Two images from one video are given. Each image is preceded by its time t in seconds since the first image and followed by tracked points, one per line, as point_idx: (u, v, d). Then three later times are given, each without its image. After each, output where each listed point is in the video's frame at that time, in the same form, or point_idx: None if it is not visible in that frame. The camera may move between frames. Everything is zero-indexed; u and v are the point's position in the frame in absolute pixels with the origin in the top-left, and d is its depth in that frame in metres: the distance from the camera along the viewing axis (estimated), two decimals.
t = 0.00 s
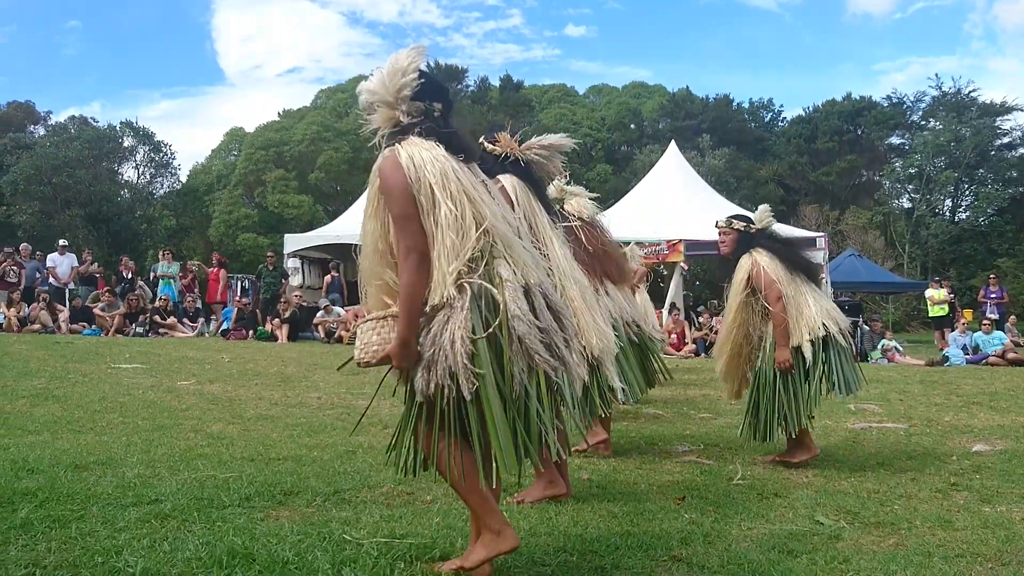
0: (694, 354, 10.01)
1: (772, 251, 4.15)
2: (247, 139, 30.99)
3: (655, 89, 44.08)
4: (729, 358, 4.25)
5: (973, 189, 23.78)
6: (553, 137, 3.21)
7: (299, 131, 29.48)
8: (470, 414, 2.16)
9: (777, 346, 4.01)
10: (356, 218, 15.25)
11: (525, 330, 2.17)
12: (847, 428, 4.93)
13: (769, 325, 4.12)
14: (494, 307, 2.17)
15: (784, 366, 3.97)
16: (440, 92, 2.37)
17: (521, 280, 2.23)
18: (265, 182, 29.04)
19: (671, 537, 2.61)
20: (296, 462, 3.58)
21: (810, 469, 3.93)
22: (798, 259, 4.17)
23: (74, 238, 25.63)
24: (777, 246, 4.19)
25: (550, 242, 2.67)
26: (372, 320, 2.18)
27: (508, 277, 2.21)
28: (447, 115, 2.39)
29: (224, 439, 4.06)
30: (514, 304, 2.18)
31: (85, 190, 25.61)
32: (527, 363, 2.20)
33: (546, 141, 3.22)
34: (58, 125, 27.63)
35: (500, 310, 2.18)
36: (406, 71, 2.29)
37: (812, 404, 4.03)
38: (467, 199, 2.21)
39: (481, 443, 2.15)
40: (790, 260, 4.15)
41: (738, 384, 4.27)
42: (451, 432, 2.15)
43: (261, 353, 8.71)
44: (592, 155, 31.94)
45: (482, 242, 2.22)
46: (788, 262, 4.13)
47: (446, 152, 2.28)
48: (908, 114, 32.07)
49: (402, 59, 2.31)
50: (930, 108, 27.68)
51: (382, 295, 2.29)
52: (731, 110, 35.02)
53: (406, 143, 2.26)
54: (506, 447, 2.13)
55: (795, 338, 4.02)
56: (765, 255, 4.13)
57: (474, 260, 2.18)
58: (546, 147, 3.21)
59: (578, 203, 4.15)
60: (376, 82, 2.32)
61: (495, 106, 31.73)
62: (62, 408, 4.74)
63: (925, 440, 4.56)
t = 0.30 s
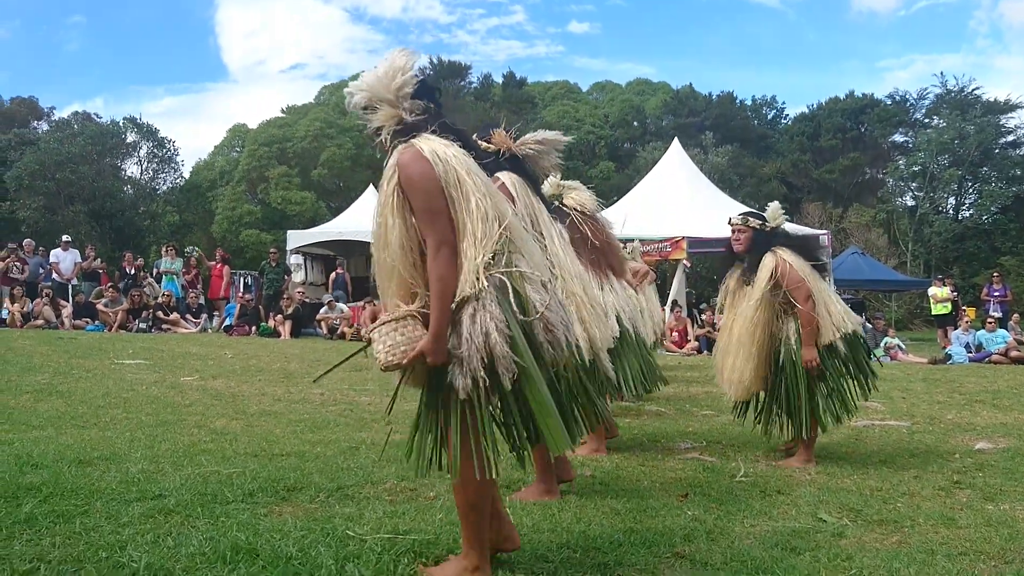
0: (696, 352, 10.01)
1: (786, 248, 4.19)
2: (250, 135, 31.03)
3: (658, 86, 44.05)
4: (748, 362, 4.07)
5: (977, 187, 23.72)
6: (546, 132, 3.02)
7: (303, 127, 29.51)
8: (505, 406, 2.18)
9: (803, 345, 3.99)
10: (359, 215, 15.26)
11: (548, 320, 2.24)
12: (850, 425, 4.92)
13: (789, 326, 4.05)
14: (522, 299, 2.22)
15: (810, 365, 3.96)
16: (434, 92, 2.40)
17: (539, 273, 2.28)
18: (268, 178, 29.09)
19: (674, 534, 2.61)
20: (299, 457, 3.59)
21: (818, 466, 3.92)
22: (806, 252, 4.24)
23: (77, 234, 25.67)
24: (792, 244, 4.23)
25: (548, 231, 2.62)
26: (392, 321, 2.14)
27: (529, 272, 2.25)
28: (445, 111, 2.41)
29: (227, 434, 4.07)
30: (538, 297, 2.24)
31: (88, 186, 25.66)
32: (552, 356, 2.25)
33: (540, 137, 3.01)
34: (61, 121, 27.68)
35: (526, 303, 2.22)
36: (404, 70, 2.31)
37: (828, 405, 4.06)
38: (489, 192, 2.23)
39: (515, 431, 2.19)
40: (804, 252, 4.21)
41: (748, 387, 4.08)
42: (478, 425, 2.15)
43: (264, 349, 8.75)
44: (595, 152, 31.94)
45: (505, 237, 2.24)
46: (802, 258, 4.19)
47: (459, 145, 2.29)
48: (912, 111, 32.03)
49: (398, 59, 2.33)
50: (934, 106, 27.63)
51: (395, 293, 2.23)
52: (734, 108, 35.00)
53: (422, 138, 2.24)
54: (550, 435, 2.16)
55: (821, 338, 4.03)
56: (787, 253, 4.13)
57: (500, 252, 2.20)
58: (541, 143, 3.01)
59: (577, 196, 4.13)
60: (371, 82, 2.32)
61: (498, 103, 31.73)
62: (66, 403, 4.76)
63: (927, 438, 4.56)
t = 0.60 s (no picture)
0: (697, 348, 10.01)
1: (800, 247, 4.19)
2: (251, 130, 31.03)
3: (660, 82, 44.01)
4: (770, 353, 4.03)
5: (978, 184, 23.70)
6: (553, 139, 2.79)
7: (304, 123, 29.52)
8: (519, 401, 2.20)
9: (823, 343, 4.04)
10: (359, 210, 15.27)
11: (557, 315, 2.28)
12: (852, 423, 4.92)
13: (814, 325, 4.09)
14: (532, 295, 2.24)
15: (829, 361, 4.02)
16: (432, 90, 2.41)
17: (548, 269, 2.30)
18: (269, 173, 29.11)
19: (674, 530, 2.61)
20: (300, 452, 3.59)
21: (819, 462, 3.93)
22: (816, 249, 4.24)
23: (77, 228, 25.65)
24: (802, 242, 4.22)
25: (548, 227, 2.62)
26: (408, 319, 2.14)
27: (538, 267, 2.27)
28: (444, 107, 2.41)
29: (228, 429, 4.07)
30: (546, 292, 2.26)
31: (89, 180, 25.67)
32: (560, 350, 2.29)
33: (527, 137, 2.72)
34: (62, 115, 27.68)
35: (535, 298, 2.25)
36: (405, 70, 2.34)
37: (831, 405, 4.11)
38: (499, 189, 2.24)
39: (527, 427, 2.22)
40: (817, 251, 4.21)
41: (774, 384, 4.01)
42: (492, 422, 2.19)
43: (264, 343, 8.75)
44: (596, 148, 31.90)
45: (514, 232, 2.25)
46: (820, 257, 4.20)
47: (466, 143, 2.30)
48: (913, 109, 32.02)
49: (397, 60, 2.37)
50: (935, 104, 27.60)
51: (409, 291, 2.24)
52: (736, 105, 34.99)
53: (428, 134, 2.24)
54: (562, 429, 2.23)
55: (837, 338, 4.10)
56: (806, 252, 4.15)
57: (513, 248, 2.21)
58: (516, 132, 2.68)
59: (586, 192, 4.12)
60: (371, 81, 2.35)
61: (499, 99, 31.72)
62: (66, 397, 4.76)
63: (928, 435, 4.56)
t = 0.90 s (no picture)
0: (697, 345, 10.02)
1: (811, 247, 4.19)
2: (253, 125, 31.02)
3: (661, 79, 43.96)
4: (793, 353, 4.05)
5: (980, 182, 23.70)
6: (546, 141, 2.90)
7: (305, 118, 29.50)
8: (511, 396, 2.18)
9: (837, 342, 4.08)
10: (361, 206, 15.27)
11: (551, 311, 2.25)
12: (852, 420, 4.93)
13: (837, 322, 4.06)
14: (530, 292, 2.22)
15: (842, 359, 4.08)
16: (440, 81, 2.38)
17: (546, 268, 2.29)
18: (270, 168, 29.14)
19: (675, 526, 2.62)
20: (301, 447, 3.60)
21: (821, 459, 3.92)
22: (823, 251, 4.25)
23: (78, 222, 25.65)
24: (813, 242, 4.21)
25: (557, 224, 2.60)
26: (399, 313, 2.15)
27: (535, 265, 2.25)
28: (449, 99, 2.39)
29: (229, 424, 4.08)
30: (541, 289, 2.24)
31: (90, 174, 25.67)
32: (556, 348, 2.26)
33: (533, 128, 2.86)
34: (64, 109, 27.69)
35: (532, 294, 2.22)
36: (414, 60, 2.31)
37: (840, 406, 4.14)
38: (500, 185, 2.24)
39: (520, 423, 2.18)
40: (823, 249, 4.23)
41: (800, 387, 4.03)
42: (480, 418, 2.15)
43: (265, 338, 8.76)
44: (597, 144, 31.87)
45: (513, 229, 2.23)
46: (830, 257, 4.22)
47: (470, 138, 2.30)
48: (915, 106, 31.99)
49: (408, 47, 2.33)
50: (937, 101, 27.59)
51: (405, 283, 2.23)
52: (738, 101, 34.97)
53: (430, 126, 2.24)
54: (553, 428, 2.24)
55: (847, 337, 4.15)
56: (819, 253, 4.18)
57: (511, 244, 2.20)
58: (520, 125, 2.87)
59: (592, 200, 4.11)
60: (379, 68, 2.33)
61: (500, 95, 31.70)
62: (68, 391, 4.77)
63: (928, 433, 4.56)
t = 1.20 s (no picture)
0: (698, 342, 10.04)
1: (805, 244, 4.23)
2: (253, 121, 31.01)
3: (663, 77, 43.90)
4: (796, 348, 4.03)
5: (981, 180, 23.69)
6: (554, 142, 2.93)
7: (306, 114, 29.46)
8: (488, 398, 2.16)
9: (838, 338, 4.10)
10: (361, 203, 15.26)
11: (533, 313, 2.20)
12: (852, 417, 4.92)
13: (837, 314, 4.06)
14: (513, 294, 2.20)
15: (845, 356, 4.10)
16: (456, 72, 2.37)
17: (534, 271, 2.26)
18: (271, 165, 29.12)
19: (674, 523, 2.62)
20: (301, 444, 3.60)
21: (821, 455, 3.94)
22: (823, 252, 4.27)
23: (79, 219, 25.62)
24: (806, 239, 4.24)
25: (559, 219, 2.57)
26: (377, 303, 2.15)
27: (521, 268, 2.23)
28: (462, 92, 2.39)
29: (228, 421, 4.08)
30: (527, 293, 2.21)
31: (91, 171, 25.65)
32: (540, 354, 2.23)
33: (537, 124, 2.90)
34: (65, 105, 27.66)
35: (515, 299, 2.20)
36: (430, 49, 2.29)
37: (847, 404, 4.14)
38: (487, 186, 2.23)
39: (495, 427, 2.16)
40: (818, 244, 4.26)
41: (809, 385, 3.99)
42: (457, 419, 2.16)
43: (265, 335, 8.75)
44: (598, 142, 31.83)
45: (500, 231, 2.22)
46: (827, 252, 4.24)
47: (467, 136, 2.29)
48: (917, 104, 31.95)
49: (424, 37, 2.31)
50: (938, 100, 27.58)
51: (390, 275, 2.25)
52: (739, 99, 34.92)
53: (428, 122, 2.24)
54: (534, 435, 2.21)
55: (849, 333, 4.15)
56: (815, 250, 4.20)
57: (495, 246, 2.19)
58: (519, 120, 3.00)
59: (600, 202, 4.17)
60: (395, 55, 2.30)
61: (501, 92, 31.67)
62: (68, 388, 4.77)
63: (928, 431, 4.56)
